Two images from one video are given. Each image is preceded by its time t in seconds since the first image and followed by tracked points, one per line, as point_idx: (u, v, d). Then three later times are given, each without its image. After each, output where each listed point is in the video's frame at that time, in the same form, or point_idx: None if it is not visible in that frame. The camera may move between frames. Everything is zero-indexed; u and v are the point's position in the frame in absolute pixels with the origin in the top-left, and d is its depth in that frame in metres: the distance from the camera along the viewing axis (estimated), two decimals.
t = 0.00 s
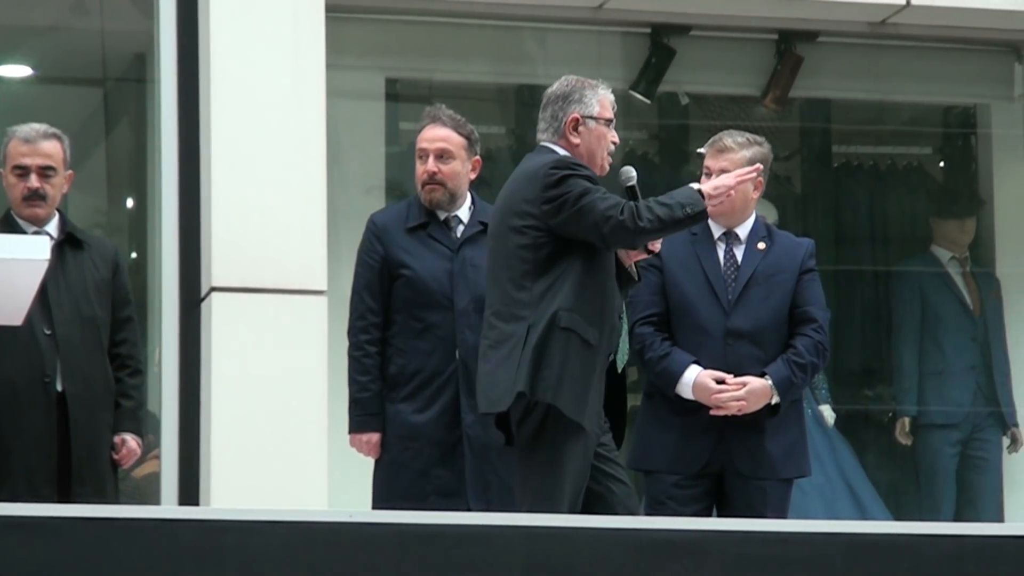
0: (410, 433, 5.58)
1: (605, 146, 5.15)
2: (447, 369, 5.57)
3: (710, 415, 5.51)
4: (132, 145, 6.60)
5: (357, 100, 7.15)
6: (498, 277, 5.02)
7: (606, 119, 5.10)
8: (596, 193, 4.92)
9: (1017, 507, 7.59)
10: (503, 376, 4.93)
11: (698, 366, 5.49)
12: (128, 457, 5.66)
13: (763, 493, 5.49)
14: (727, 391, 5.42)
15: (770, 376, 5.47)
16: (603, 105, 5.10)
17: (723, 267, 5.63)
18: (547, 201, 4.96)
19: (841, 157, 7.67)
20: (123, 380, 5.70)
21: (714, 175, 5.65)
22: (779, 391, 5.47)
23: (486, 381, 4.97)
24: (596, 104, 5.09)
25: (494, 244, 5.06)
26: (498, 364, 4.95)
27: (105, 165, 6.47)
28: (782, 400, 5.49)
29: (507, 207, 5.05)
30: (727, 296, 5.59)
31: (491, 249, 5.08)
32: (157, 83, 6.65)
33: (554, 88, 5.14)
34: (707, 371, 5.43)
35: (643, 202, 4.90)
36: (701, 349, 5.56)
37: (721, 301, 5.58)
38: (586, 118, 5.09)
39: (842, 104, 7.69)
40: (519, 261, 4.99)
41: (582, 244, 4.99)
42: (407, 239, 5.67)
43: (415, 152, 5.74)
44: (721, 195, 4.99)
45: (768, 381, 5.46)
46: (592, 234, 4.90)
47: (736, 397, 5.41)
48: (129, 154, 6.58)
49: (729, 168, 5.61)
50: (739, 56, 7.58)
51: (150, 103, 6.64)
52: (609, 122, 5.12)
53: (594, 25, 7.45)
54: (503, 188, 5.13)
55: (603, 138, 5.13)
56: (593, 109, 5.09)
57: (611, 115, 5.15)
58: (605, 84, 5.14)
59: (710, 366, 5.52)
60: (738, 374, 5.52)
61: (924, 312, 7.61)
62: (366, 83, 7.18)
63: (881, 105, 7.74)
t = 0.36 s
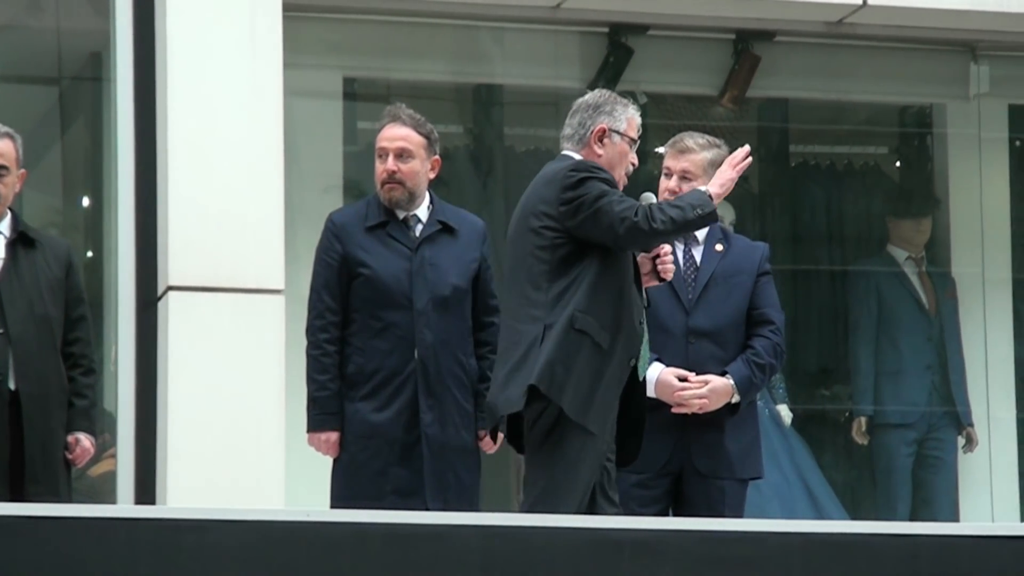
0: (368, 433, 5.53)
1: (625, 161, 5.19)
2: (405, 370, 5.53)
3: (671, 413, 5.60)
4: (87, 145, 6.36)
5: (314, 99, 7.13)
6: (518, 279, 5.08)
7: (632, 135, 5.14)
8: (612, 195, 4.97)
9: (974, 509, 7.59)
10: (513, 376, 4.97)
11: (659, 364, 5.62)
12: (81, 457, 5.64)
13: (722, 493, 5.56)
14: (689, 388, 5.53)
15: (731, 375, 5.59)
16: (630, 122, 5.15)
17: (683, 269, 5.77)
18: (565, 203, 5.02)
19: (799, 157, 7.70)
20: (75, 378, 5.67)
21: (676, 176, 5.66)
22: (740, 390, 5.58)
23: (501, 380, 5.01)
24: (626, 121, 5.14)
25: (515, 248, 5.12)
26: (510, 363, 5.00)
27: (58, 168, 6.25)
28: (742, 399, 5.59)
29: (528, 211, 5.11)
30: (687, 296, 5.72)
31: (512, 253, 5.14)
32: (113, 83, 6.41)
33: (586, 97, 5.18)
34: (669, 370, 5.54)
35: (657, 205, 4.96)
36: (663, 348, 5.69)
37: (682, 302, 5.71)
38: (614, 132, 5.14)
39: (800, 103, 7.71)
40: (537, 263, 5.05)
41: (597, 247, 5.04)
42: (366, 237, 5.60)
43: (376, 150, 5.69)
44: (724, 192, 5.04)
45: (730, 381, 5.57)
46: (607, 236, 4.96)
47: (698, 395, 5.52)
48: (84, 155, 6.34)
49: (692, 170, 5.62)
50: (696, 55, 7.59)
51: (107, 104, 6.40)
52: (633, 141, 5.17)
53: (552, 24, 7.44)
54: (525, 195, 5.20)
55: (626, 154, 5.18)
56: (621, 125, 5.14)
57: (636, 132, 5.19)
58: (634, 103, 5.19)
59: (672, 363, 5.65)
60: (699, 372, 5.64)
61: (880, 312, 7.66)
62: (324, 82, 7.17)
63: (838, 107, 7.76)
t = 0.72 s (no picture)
0: (334, 431, 5.46)
1: (641, 154, 5.15)
2: (370, 368, 5.47)
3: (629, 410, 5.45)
4: (48, 142, 6.18)
5: (275, 99, 7.12)
6: (547, 281, 5.02)
7: (641, 128, 5.11)
8: (634, 201, 4.90)
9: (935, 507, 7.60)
10: (564, 402, 4.94)
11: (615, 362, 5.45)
12: (39, 459, 5.47)
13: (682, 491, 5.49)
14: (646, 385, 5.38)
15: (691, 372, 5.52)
16: (637, 114, 5.12)
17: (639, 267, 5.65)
18: (589, 205, 4.96)
19: (762, 157, 7.69)
20: (32, 378, 5.52)
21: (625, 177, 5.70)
22: (698, 388, 5.51)
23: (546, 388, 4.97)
24: (632, 113, 5.11)
25: (538, 247, 5.06)
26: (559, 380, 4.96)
27: (16, 170, 6.18)
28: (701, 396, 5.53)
29: (549, 209, 5.05)
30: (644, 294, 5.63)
31: (534, 251, 5.07)
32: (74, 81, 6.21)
33: (592, 97, 5.16)
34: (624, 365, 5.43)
35: (679, 214, 4.86)
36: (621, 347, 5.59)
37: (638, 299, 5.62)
38: (620, 127, 5.11)
39: (761, 103, 7.73)
40: (563, 263, 5.00)
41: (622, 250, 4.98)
42: (331, 237, 5.54)
43: (338, 150, 5.62)
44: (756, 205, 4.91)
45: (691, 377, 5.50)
46: (627, 241, 4.88)
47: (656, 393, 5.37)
48: (46, 153, 6.17)
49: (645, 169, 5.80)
50: (659, 56, 7.58)
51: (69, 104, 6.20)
52: (644, 133, 5.14)
53: (516, 24, 7.44)
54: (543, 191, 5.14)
55: (639, 147, 5.15)
56: (628, 118, 5.11)
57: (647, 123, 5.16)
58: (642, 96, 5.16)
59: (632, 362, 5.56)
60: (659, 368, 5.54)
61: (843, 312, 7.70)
62: (287, 82, 7.16)
63: (800, 106, 7.77)
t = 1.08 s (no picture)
0: (299, 430, 5.44)
1: (645, 155, 5.15)
2: (334, 368, 5.45)
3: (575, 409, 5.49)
4: (10, 142, 6.11)
5: (241, 98, 7.11)
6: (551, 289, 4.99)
7: (643, 128, 5.11)
8: (637, 213, 4.86)
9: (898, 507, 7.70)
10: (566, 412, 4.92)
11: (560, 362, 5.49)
12: None
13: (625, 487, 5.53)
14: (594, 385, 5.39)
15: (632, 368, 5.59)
16: (638, 114, 5.11)
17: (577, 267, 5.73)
18: (592, 214, 4.92)
19: (727, 157, 7.69)
20: None
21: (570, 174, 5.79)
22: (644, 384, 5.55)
23: (542, 391, 4.97)
24: (633, 113, 5.10)
25: (543, 253, 5.03)
26: (559, 389, 4.93)
27: None
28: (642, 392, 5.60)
29: (555, 213, 5.03)
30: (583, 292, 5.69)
31: (538, 256, 5.05)
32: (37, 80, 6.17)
33: (591, 101, 5.15)
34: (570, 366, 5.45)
35: (678, 230, 4.81)
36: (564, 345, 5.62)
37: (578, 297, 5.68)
38: (623, 130, 5.10)
39: (726, 102, 7.73)
40: (566, 270, 4.97)
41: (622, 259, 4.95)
42: (296, 236, 5.54)
43: (306, 150, 5.63)
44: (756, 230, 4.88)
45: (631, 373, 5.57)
46: (626, 252, 4.84)
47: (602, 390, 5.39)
48: (6, 153, 6.09)
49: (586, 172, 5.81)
50: (624, 55, 7.59)
51: (30, 104, 6.16)
52: (646, 133, 5.13)
53: (481, 24, 7.43)
54: (550, 194, 5.11)
55: (642, 148, 5.14)
56: (630, 119, 5.10)
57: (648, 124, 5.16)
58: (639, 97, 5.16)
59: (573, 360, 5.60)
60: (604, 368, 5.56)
61: (805, 312, 7.72)
62: (252, 80, 7.15)
63: (765, 106, 7.78)
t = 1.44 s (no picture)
0: (265, 431, 5.41)
1: (678, 151, 5.21)
2: (301, 368, 5.44)
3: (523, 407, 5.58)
4: None
5: (207, 97, 7.09)
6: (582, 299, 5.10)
7: (676, 126, 5.17)
8: (665, 216, 4.95)
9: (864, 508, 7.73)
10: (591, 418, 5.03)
11: (507, 359, 5.56)
12: None
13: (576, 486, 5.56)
14: (539, 381, 5.50)
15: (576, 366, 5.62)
16: (671, 112, 5.17)
17: (522, 265, 5.75)
18: (624, 218, 5.03)
19: (693, 156, 7.70)
20: None
21: (511, 172, 5.80)
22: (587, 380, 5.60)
23: (572, 396, 5.07)
24: (665, 111, 5.16)
25: (575, 261, 5.14)
26: (592, 391, 5.04)
27: None
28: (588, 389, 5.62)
29: (587, 218, 5.13)
30: (528, 289, 5.70)
31: (573, 263, 5.16)
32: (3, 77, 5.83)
33: (623, 100, 5.21)
34: (517, 364, 5.52)
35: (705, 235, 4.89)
36: (509, 343, 5.64)
37: (524, 294, 5.69)
38: (655, 129, 5.17)
39: (693, 101, 7.75)
40: (599, 276, 5.08)
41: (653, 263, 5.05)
42: (262, 237, 5.51)
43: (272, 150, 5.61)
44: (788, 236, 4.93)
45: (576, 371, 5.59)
46: (653, 256, 4.93)
47: (549, 387, 5.49)
48: None
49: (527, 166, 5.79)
50: (590, 55, 7.59)
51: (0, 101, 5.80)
52: (678, 128, 5.19)
53: (447, 24, 7.42)
54: (583, 197, 5.22)
55: (676, 144, 5.20)
56: (662, 117, 5.16)
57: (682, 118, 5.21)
58: (668, 91, 5.21)
59: (519, 357, 5.61)
60: (546, 365, 5.62)
61: (772, 309, 7.71)
62: (217, 80, 7.13)
63: (731, 105, 7.79)
